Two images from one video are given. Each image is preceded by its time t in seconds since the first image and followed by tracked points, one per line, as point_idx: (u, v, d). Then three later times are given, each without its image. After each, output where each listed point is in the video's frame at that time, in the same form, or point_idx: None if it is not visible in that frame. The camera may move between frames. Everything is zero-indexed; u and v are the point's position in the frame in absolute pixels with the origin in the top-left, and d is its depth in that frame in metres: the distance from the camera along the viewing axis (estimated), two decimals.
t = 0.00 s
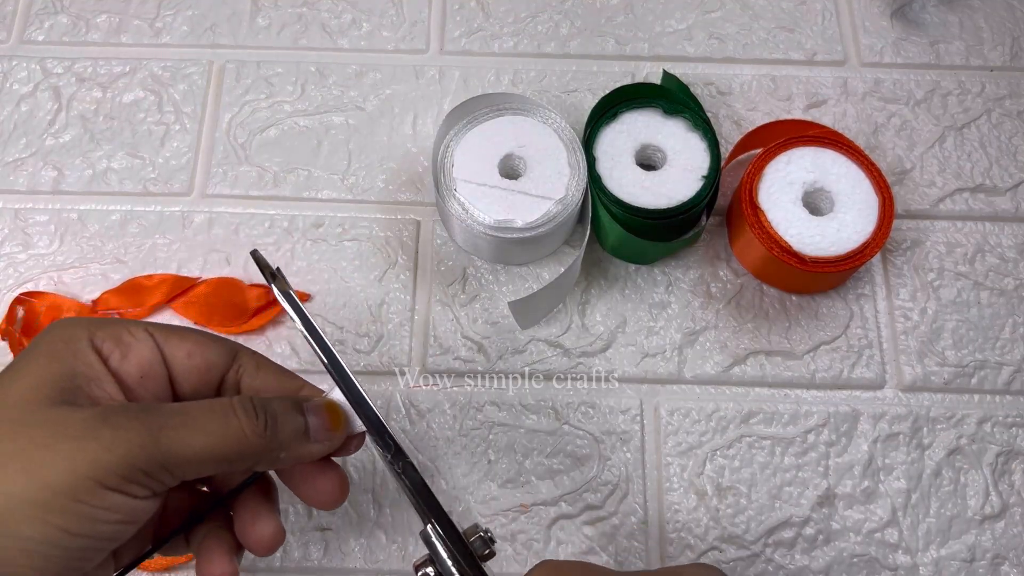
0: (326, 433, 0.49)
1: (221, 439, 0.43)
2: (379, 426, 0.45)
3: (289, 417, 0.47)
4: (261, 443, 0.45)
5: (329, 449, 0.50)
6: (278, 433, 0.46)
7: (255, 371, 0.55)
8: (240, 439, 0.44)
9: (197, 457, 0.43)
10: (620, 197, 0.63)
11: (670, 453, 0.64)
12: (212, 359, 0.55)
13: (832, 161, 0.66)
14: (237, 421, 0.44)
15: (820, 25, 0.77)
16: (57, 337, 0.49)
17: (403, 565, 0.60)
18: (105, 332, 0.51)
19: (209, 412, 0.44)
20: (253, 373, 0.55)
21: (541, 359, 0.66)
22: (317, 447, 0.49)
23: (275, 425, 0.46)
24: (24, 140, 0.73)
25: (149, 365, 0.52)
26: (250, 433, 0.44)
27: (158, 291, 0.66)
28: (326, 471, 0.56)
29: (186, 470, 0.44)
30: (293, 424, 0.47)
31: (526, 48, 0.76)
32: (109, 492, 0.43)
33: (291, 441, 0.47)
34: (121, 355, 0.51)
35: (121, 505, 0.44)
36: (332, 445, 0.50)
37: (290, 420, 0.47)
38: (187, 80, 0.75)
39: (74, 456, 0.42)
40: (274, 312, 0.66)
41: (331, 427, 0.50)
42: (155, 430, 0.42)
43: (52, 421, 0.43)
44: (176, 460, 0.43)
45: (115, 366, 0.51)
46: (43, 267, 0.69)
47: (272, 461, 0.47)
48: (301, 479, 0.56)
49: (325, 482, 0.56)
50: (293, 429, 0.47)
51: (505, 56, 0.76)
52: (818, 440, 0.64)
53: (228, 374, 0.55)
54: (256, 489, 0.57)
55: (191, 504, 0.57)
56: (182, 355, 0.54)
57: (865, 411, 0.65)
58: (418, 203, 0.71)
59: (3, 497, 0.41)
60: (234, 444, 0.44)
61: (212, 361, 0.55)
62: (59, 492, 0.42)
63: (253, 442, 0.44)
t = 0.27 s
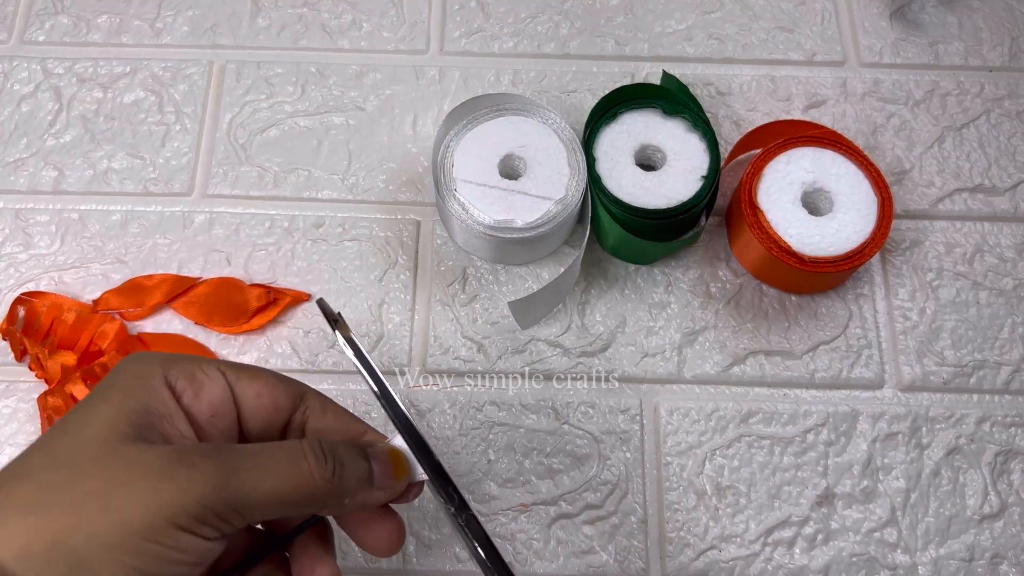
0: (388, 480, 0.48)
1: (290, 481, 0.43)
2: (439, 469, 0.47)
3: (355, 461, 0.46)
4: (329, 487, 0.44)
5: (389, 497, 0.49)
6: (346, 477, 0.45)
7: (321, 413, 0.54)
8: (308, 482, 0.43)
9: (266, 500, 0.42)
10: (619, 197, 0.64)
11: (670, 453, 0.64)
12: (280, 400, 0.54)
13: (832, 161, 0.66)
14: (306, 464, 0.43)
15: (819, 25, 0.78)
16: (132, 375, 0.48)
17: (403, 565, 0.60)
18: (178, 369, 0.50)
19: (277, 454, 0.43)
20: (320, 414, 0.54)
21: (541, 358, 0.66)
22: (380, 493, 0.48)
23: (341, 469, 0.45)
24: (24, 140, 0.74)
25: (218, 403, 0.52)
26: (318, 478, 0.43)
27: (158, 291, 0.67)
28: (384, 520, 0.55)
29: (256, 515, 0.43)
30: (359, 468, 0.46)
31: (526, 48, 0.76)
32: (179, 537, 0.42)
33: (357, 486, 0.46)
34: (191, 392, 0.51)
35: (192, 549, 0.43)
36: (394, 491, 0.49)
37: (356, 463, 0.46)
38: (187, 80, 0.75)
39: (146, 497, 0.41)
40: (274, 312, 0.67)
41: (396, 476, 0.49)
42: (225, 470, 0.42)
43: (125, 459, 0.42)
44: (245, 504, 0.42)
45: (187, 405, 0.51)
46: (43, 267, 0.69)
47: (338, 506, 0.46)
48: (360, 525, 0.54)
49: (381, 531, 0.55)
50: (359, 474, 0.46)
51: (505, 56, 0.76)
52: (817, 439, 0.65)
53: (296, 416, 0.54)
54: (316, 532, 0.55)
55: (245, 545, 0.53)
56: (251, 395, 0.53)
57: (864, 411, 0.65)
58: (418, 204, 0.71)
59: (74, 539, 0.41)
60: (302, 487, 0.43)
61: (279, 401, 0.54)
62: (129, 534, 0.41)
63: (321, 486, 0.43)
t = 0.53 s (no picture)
0: (421, 429, 0.50)
1: (333, 418, 0.45)
2: (470, 423, 0.46)
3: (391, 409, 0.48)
4: (367, 429, 0.46)
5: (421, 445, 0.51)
6: (384, 421, 0.47)
7: (359, 367, 0.55)
8: (347, 422, 0.45)
9: (310, 434, 0.44)
10: (619, 197, 0.64)
11: (670, 453, 0.64)
12: (319, 352, 0.55)
13: (831, 162, 0.66)
14: (348, 408, 0.45)
15: (819, 25, 0.78)
16: (186, 317, 0.50)
17: (403, 564, 0.60)
18: (226, 316, 0.52)
19: (322, 394, 0.45)
20: (357, 368, 0.55)
21: (541, 359, 0.66)
22: (411, 440, 0.50)
23: (378, 416, 0.47)
24: (25, 140, 0.74)
25: (265, 350, 0.53)
26: (357, 420, 0.45)
27: (158, 291, 0.67)
28: (412, 468, 0.57)
29: (297, 447, 0.45)
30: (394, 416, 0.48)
31: (526, 48, 0.76)
32: (225, 465, 0.44)
33: (392, 430, 0.48)
34: (241, 341, 0.52)
35: (237, 475, 0.45)
36: (425, 441, 0.50)
37: (392, 411, 0.48)
38: (187, 80, 0.75)
39: (200, 420, 0.42)
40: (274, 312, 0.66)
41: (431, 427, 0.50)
42: (274, 404, 0.44)
43: (180, 388, 0.44)
44: (290, 435, 0.44)
45: (236, 348, 0.52)
46: (44, 267, 0.69)
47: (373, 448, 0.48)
48: (389, 473, 0.56)
49: (412, 479, 0.56)
50: (394, 421, 0.48)
51: (505, 56, 0.76)
52: (817, 439, 0.65)
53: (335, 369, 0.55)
54: (346, 480, 0.58)
55: (282, 490, 0.58)
56: (294, 345, 0.54)
57: (864, 411, 0.65)
58: (418, 203, 0.71)
59: (128, 454, 0.41)
60: (343, 426, 0.45)
61: (319, 353, 0.55)
62: (183, 453, 0.42)
63: (359, 427, 0.46)
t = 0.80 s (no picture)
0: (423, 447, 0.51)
1: (346, 433, 0.46)
2: (468, 443, 0.47)
3: (397, 428, 0.49)
4: (375, 446, 0.47)
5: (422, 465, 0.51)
6: (390, 437, 0.48)
7: (365, 389, 0.56)
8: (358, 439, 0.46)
9: (324, 447, 0.45)
10: (620, 197, 0.64)
11: (670, 453, 0.64)
12: (328, 376, 0.56)
13: (831, 162, 0.66)
14: (358, 425, 0.46)
15: (819, 26, 0.78)
16: (206, 335, 0.50)
17: (403, 564, 0.60)
18: (244, 336, 0.52)
19: (336, 409, 0.46)
20: (364, 390, 0.56)
21: (541, 359, 0.66)
22: (414, 459, 0.50)
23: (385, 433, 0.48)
24: (25, 141, 0.74)
25: (279, 370, 0.54)
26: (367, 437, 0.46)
27: (158, 291, 0.67)
28: (415, 486, 0.57)
29: (310, 459, 0.46)
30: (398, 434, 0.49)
31: (526, 48, 0.76)
32: (241, 476, 0.44)
33: (398, 447, 0.49)
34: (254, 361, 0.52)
35: (252, 484, 0.45)
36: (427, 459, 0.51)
37: (397, 428, 0.49)
38: (187, 80, 0.75)
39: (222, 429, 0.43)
40: (274, 312, 0.67)
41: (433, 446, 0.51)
42: (292, 416, 0.44)
43: (202, 398, 0.44)
44: (304, 447, 0.45)
45: (250, 369, 0.52)
46: (44, 267, 0.69)
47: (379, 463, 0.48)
48: (393, 489, 0.56)
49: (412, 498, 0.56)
50: (399, 438, 0.49)
51: (505, 56, 0.76)
52: (817, 440, 0.65)
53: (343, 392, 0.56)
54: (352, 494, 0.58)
55: (292, 506, 0.59)
56: (306, 366, 0.55)
57: (864, 411, 0.65)
58: (418, 203, 0.71)
59: (151, 460, 0.42)
60: (353, 442, 0.46)
61: (329, 376, 0.56)
62: (204, 461, 0.43)
63: (368, 443, 0.47)
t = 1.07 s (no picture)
0: (408, 493, 0.51)
1: (334, 480, 0.47)
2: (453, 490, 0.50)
3: (382, 473, 0.50)
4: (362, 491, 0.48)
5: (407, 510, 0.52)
6: (376, 482, 0.49)
7: (355, 440, 0.56)
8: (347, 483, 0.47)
9: (315, 491, 0.46)
10: (619, 197, 0.64)
11: (670, 452, 0.64)
12: (318, 431, 0.56)
13: (831, 162, 0.66)
14: (347, 470, 0.48)
15: (819, 26, 0.78)
16: (200, 391, 0.51)
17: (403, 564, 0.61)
18: (237, 392, 0.53)
19: (325, 457, 0.47)
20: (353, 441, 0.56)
21: (541, 359, 0.66)
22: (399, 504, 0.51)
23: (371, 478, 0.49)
24: (25, 141, 0.74)
25: (270, 423, 0.54)
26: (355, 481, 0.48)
27: (159, 291, 0.67)
28: (402, 530, 0.57)
29: (300, 504, 0.47)
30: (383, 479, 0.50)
31: (526, 48, 0.76)
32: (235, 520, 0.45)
33: (384, 491, 0.50)
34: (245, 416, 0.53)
35: (246, 527, 0.46)
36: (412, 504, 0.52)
37: (383, 474, 0.50)
38: (188, 80, 0.76)
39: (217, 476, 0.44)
40: (274, 312, 0.67)
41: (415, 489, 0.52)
42: (282, 464, 0.46)
43: (198, 448, 0.46)
44: (294, 492, 0.46)
45: (243, 422, 0.53)
46: (44, 267, 0.69)
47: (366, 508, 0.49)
48: (377, 534, 0.56)
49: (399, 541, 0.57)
50: (384, 483, 0.50)
51: (505, 57, 0.76)
52: (817, 439, 0.65)
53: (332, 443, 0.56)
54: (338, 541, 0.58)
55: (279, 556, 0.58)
56: (296, 421, 0.55)
57: (863, 411, 0.66)
58: (418, 204, 0.71)
59: (150, 506, 0.43)
60: (342, 486, 0.47)
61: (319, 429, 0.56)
62: (199, 504, 0.44)
63: (355, 488, 0.48)
